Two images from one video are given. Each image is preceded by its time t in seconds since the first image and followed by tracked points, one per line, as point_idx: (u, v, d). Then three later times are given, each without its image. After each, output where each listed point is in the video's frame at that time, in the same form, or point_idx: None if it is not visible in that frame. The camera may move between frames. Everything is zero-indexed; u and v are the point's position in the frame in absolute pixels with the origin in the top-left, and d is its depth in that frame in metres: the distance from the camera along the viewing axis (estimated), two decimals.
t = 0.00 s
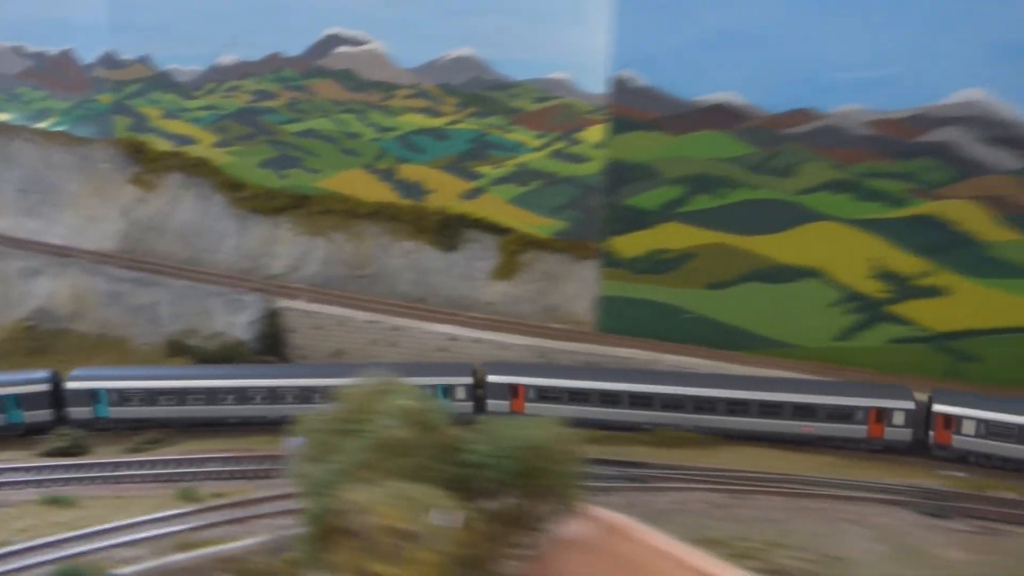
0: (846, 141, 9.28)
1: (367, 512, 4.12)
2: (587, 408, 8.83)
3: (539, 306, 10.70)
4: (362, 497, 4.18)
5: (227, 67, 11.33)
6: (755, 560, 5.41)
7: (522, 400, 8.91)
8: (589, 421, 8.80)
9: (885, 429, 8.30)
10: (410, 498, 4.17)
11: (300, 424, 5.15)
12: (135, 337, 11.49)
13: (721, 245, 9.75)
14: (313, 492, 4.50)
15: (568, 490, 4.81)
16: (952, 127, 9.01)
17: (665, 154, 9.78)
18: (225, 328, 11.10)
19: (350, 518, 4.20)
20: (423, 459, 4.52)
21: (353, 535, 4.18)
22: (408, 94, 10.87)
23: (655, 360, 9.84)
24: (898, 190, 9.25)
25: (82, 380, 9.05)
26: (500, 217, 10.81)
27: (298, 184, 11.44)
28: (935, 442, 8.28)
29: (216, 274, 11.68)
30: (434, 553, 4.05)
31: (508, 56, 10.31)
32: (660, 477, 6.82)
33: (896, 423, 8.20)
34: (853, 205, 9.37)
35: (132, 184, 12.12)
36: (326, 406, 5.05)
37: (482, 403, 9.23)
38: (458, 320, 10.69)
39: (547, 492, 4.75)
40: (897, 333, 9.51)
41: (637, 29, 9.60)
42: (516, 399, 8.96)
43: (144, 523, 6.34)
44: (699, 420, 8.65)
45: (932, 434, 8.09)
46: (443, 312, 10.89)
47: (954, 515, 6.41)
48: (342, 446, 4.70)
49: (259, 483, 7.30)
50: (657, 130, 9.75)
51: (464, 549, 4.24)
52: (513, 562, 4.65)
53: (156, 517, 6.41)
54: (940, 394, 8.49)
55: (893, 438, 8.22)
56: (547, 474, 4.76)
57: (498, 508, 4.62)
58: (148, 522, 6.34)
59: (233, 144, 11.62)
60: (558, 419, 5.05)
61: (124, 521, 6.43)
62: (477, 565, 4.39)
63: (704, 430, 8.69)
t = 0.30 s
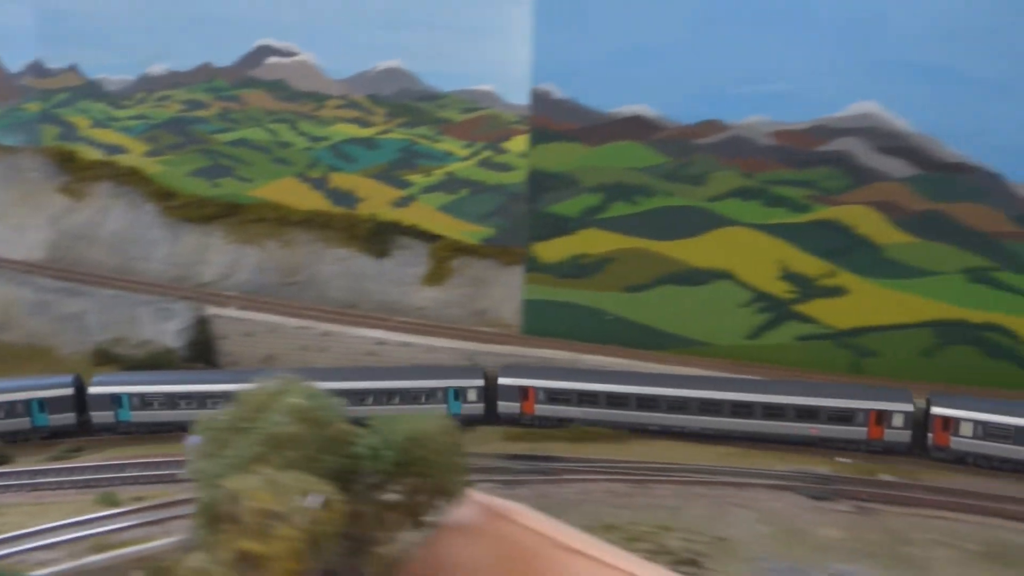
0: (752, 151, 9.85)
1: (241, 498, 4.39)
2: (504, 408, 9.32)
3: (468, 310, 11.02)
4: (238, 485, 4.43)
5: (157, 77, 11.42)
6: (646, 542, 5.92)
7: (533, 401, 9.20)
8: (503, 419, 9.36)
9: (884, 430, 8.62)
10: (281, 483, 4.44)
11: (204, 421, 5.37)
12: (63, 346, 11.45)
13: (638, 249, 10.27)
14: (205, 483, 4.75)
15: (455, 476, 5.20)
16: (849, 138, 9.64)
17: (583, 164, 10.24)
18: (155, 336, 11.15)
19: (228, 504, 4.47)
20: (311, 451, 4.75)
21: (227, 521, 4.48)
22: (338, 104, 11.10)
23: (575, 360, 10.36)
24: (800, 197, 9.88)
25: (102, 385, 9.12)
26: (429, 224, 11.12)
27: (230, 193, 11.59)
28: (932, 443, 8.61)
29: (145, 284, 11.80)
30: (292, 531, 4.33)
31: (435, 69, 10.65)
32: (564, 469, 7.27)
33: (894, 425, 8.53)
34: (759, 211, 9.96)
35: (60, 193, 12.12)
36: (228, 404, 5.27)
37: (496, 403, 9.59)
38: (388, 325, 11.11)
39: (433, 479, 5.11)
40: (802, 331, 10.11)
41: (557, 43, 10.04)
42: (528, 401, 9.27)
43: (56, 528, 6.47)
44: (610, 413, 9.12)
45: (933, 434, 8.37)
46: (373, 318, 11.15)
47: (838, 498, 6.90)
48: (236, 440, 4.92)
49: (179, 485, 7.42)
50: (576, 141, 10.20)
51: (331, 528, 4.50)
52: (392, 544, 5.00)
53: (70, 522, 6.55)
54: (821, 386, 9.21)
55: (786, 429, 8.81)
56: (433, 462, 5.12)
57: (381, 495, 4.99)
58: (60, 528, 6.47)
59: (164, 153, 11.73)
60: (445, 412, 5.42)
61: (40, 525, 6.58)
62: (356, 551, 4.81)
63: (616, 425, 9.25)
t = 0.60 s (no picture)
0: (671, 156, 10.25)
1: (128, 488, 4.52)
2: (430, 408, 9.49)
3: (399, 311, 11.23)
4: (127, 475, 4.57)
5: (83, 81, 11.31)
6: (554, 531, 6.23)
7: (544, 401, 9.39)
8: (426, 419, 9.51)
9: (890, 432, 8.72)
10: (168, 474, 4.58)
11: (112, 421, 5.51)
12: None
13: (564, 251, 10.62)
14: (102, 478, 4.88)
15: (355, 468, 5.36)
16: (762, 144, 10.09)
17: (509, 168, 10.52)
18: (81, 342, 11.11)
19: (118, 495, 4.59)
20: (206, 446, 4.87)
21: (116, 511, 4.59)
22: (270, 109, 11.17)
23: (502, 359, 10.67)
24: (716, 201, 10.34)
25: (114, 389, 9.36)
26: (361, 228, 11.26)
27: (161, 197, 11.57)
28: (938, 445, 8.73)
29: (71, 289, 11.75)
30: (175, 518, 4.45)
31: (366, 75, 10.80)
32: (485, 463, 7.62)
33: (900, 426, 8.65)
34: (678, 213, 10.39)
35: None
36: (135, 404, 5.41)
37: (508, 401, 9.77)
38: (318, 328, 11.18)
39: (332, 471, 5.26)
40: (720, 328, 10.59)
41: (484, 51, 10.25)
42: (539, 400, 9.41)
43: None
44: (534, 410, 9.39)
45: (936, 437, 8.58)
46: (306, 321, 11.29)
47: (742, 485, 7.25)
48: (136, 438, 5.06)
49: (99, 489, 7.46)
50: (502, 146, 10.47)
51: (220, 514, 4.60)
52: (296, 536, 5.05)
53: None
54: (731, 381, 9.62)
55: (700, 422, 9.16)
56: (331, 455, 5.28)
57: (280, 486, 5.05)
58: None
59: (93, 157, 11.63)
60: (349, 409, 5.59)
61: None
62: (251, 543, 4.77)
63: (541, 421, 9.53)
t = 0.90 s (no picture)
0: (608, 161, 10.58)
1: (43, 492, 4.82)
2: (373, 412, 9.47)
3: (345, 317, 11.34)
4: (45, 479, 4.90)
5: (23, 89, 11.36)
6: (486, 526, 6.47)
7: (570, 403, 9.43)
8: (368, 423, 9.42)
9: (915, 433, 8.86)
10: (82, 477, 4.89)
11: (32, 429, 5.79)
12: None
13: (505, 255, 10.88)
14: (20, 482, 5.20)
15: (274, 469, 5.81)
16: (695, 148, 10.46)
17: (451, 174, 10.75)
18: (20, 353, 11.06)
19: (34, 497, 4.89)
20: (127, 451, 5.31)
21: (29, 513, 4.86)
22: (212, 117, 11.21)
23: (448, 361, 10.81)
24: (652, 204, 10.69)
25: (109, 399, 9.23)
26: (307, 234, 11.33)
27: (103, 206, 11.52)
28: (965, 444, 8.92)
29: (12, 300, 11.61)
30: (85, 519, 4.78)
31: (308, 83, 10.92)
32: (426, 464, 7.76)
33: (925, 427, 8.80)
34: (616, 216, 10.70)
35: None
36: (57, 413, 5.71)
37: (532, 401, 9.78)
38: (263, 335, 11.11)
39: (251, 473, 5.71)
40: (660, 327, 10.91)
41: (423, 60, 10.50)
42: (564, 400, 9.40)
43: None
44: (476, 412, 9.47)
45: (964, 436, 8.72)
46: (250, 328, 11.28)
47: (673, 476, 7.55)
48: (55, 445, 5.37)
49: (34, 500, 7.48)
50: (443, 153, 10.70)
51: (131, 514, 5.00)
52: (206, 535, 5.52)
53: None
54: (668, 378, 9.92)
55: (638, 416, 9.39)
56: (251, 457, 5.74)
57: (199, 488, 5.60)
58: None
59: (33, 166, 11.59)
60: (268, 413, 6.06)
61: None
62: (171, 543, 5.38)
63: (484, 421, 9.64)
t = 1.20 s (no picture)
0: (548, 164, 10.80)
1: None
2: (314, 414, 9.61)
3: (289, 320, 11.35)
4: None
5: None
6: (416, 520, 6.65)
7: (591, 402, 9.51)
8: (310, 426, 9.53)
9: (938, 431, 9.03)
10: None
11: None
12: None
13: (447, 257, 11.08)
14: None
15: (192, 469, 6.02)
16: (632, 151, 10.75)
17: (393, 177, 10.89)
18: None
19: None
20: (42, 451, 5.46)
21: None
22: (154, 121, 11.19)
23: (390, 362, 11.02)
24: (591, 205, 10.94)
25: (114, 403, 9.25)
26: (251, 238, 11.34)
27: (43, 212, 11.44)
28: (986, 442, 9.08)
29: None
30: None
31: (250, 87, 10.97)
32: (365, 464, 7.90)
33: (948, 426, 8.97)
34: (555, 218, 10.94)
35: None
36: None
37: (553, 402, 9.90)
38: (206, 339, 11.26)
39: (169, 472, 5.90)
40: (600, 326, 11.20)
41: (363, 65, 10.65)
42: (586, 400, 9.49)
43: None
44: (416, 413, 9.58)
45: (986, 434, 8.88)
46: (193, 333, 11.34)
47: (604, 469, 7.81)
48: None
49: None
50: (385, 156, 10.84)
51: (38, 511, 5.30)
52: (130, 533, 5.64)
53: None
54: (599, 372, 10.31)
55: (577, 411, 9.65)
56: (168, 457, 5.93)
57: (120, 488, 5.69)
58: None
59: None
60: (189, 414, 6.22)
61: None
62: (86, 543, 5.52)
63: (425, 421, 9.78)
